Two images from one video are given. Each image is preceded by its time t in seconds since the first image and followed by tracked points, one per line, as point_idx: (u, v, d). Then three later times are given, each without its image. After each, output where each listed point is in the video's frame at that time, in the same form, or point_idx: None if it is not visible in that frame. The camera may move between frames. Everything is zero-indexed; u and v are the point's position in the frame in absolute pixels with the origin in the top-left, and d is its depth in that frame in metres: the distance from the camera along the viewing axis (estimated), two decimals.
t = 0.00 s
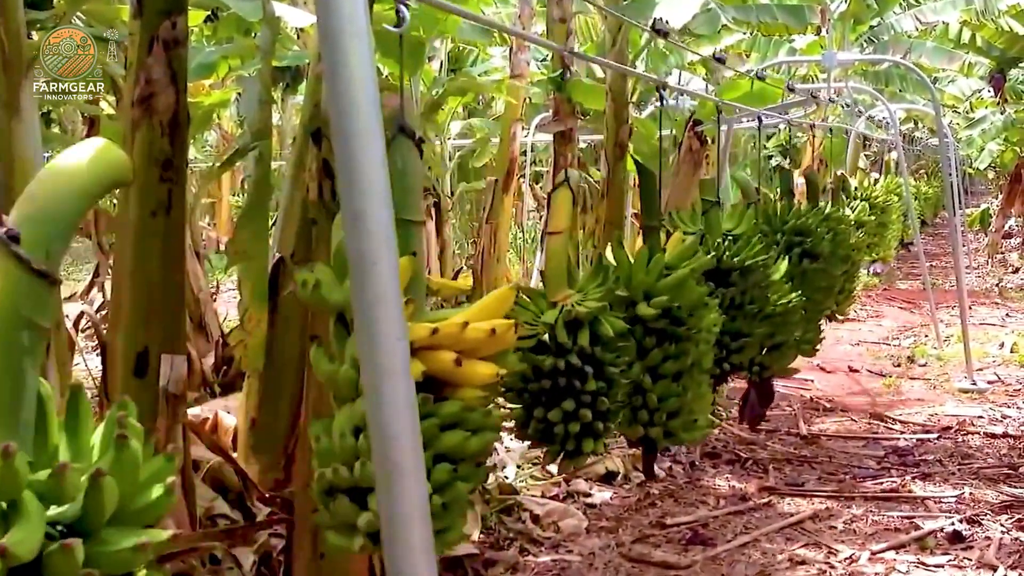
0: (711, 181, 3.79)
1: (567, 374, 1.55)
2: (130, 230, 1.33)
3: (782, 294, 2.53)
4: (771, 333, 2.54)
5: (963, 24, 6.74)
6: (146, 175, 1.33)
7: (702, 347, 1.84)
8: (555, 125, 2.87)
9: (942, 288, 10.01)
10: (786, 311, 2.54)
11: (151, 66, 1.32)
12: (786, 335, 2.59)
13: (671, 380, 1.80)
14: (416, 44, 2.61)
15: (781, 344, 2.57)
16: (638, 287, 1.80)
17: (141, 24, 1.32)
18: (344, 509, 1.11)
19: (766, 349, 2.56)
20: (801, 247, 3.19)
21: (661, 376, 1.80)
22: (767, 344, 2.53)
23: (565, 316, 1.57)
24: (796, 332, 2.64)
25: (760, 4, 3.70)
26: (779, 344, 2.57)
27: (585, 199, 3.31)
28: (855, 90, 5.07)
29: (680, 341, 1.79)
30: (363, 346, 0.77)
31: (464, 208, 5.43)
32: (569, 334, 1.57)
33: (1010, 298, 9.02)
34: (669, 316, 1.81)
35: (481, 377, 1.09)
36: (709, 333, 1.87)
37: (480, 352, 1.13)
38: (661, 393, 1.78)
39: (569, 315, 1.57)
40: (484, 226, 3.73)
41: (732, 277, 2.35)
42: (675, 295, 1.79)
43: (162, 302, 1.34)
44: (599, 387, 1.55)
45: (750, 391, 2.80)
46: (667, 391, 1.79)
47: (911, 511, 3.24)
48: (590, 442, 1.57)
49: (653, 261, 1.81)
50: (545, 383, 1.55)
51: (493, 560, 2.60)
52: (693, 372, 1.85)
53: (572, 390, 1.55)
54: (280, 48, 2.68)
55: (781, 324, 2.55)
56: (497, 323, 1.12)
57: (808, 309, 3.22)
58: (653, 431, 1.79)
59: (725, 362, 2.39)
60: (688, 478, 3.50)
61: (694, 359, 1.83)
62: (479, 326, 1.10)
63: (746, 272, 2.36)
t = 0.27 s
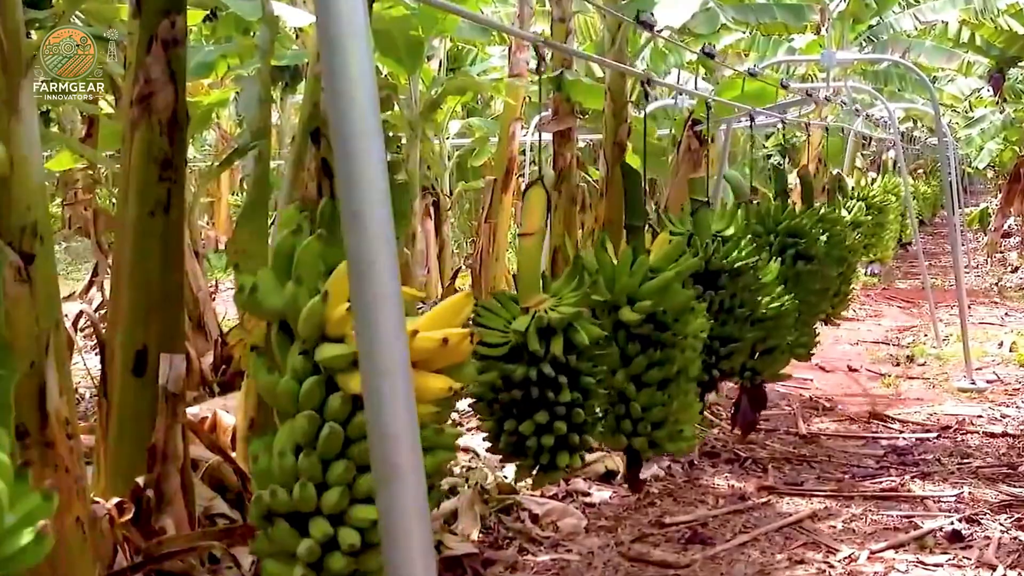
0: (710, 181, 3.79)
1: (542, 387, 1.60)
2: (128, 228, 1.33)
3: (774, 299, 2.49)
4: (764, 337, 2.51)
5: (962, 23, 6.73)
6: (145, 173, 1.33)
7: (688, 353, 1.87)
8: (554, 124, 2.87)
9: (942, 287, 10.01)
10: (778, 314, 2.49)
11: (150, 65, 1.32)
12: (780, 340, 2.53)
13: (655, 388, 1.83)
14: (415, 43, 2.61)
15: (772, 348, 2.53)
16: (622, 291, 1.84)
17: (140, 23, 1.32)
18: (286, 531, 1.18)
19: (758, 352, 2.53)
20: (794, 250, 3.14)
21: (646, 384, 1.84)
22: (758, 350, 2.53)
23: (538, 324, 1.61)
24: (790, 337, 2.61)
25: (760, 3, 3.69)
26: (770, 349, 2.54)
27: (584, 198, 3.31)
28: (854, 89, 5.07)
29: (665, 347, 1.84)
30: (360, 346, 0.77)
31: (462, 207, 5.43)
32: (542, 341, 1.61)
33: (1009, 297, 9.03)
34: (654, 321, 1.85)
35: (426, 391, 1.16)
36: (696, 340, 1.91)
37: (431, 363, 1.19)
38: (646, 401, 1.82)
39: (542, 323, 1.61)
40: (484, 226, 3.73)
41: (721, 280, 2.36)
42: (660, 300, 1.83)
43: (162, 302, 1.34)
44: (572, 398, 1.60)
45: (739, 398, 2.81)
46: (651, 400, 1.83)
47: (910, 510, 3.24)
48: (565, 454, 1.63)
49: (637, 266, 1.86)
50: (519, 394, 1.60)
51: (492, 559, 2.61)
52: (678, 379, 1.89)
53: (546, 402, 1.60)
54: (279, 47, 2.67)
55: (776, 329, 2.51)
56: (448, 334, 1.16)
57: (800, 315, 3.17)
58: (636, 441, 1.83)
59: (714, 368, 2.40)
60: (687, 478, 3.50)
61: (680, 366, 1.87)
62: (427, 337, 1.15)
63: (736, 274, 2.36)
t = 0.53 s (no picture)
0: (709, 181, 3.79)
1: (512, 401, 1.59)
2: (128, 227, 1.33)
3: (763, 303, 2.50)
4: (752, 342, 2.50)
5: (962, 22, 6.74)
6: (145, 173, 1.33)
7: (673, 361, 1.87)
8: (553, 124, 2.88)
9: (941, 287, 10.01)
10: (770, 319, 2.52)
11: (149, 65, 1.32)
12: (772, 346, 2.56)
13: (638, 397, 1.84)
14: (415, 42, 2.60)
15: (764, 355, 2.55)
16: (603, 297, 1.86)
17: (139, 22, 1.32)
18: (215, 567, 1.00)
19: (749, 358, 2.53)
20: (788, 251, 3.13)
21: (629, 393, 1.85)
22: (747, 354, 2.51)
23: (507, 333, 1.61)
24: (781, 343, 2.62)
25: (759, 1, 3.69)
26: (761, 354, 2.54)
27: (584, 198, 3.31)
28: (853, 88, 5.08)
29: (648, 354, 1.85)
30: (360, 345, 0.77)
31: (462, 206, 5.43)
32: (511, 352, 1.61)
33: (1009, 297, 9.04)
34: (637, 327, 1.86)
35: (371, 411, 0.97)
36: (682, 348, 1.90)
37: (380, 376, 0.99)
38: (628, 411, 1.82)
39: (511, 333, 1.61)
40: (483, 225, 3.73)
41: (710, 285, 2.35)
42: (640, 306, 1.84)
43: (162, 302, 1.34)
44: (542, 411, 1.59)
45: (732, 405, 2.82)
46: (634, 410, 1.83)
47: (909, 509, 3.25)
48: (538, 471, 1.62)
49: (619, 271, 1.87)
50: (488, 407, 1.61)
51: (491, 559, 2.61)
52: (664, 388, 1.88)
53: (516, 415, 1.59)
54: (279, 46, 2.67)
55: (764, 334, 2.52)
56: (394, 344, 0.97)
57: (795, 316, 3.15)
58: (618, 453, 1.81)
59: (704, 375, 2.38)
60: (687, 477, 3.50)
61: (666, 375, 1.86)
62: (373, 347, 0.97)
63: (725, 277, 2.36)
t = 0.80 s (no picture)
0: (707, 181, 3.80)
1: (477, 415, 1.60)
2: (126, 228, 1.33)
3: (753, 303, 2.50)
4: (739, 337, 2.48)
5: (961, 21, 6.74)
6: (144, 174, 1.34)
7: (655, 370, 1.85)
8: (552, 123, 2.87)
9: (940, 286, 10.01)
10: (761, 324, 2.50)
11: (149, 64, 1.31)
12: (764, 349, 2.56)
13: (619, 407, 1.83)
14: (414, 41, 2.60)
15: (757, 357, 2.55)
16: (583, 303, 1.87)
17: (139, 21, 1.31)
18: None
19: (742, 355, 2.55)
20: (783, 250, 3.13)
21: (610, 403, 1.83)
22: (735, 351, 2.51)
23: (470, 343, 1.61)
24: (773, 349, 2.62)
25: None
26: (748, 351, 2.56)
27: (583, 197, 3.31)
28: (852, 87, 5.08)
29: (629, 362, 1.83)
30: (359, 345, 0.77)
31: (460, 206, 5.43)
32: (476, 363, 1.61)
33: (1007, 296, 9.05)
34: (618, 335, 1.84)
35: (298, 432, 0.89)
36: (665, 355, 1.89)
37: (312, 396, 0.92)
38: (609, 421, 1.81)
39: (475, 342, 1.61)
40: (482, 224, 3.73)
41: (698, 289, 2.32)
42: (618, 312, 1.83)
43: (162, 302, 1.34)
44: (509, 426, 1.58)
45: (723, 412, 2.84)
46: (615, 421, 1.81)
47: (909, 508, 3.25)
48: (507, 488, 1.62)
49: (599, 276, 1.89)
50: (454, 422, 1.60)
51: (491, 558, 2.61)
52: (647, 398, 1.87)
53: (482, 430, 1.59)
54: (278, 45, 2.67)
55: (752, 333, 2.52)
56: (326, 364, 0.87)
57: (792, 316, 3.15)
58: (598, 465, 1.80)
59: (692, 383, 2.38)
60: (686, 476, 3.50)
61: (647, 384, 1.85)
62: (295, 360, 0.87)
63: (714, 281, 2.34)
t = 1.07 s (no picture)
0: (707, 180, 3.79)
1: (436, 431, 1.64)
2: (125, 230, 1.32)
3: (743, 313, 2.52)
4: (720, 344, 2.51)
5: (960, 20, 6.75)
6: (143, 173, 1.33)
7: (636, 381, 1.80)
8: (552, 122, 2.88)
9: (940, 285, 10.01)
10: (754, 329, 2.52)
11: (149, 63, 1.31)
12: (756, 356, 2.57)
13: (598, 418, 1.78)
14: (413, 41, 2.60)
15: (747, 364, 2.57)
16: (560, 309, 1.82)
17: (139, 20, 1.32)
18: None
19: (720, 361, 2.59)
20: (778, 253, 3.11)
21: (589, 414, 1.79)
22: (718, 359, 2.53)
23: (429, 354, 1.65)
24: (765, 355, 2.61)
25: None
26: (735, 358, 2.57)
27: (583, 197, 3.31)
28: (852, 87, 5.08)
29: (608, 372, 1.79)
30: (359, 344, 0.77)
31: (460, 205, 5.43)
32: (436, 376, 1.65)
33: (1007, 295, 9.05)
34: (597, 342, 1.80)
35: (208, 459, 0.88)
36: (647, 365, 1.83)
37: (227, 420, 0.92)
38: (587, 434, 1.77)
39: (434, 354, 1.65)
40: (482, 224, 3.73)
41: (684, 293, 2.26)
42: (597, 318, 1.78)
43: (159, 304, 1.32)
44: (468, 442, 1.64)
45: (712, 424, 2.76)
46: (592, 434, 1.77)
47: (908, 508, 3.25)
48: (469, 510, 1.67)
49: (577, 280, 1.82)
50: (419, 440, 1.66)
51: (490, 558, 2.61)
52: (627, 409, 1.82)
53: (442, 447, 1.65)
54: (277, 45, 2.67)
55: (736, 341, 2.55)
56: (236, 385, 0.88)
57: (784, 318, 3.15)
58: (576, 480, 1.76)
59: (679, 391, 2.34)
60: (686, 475, 3.50)
61: (627, 395, 1.80)
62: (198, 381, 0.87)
63: (700, 285, 2.27)
